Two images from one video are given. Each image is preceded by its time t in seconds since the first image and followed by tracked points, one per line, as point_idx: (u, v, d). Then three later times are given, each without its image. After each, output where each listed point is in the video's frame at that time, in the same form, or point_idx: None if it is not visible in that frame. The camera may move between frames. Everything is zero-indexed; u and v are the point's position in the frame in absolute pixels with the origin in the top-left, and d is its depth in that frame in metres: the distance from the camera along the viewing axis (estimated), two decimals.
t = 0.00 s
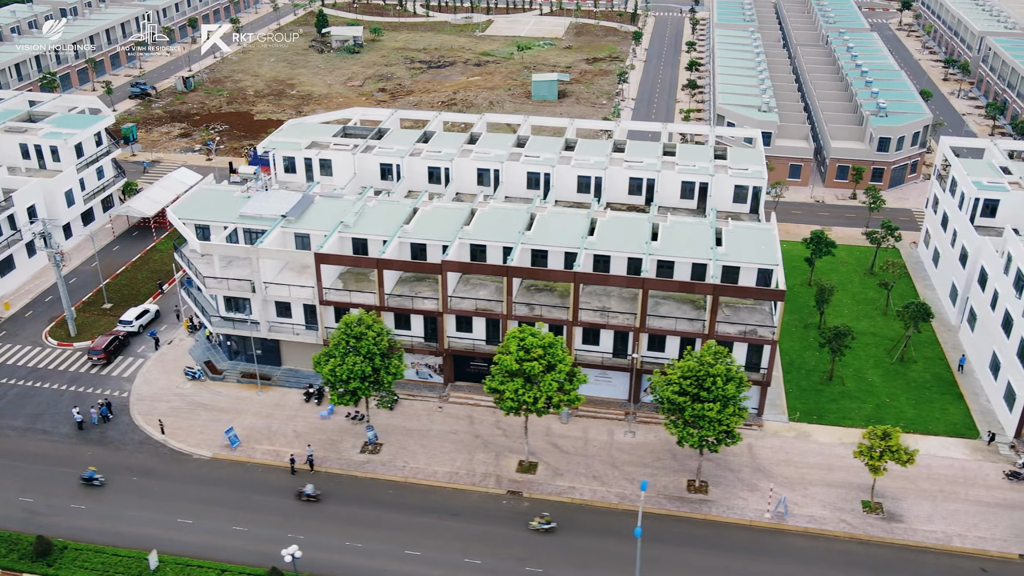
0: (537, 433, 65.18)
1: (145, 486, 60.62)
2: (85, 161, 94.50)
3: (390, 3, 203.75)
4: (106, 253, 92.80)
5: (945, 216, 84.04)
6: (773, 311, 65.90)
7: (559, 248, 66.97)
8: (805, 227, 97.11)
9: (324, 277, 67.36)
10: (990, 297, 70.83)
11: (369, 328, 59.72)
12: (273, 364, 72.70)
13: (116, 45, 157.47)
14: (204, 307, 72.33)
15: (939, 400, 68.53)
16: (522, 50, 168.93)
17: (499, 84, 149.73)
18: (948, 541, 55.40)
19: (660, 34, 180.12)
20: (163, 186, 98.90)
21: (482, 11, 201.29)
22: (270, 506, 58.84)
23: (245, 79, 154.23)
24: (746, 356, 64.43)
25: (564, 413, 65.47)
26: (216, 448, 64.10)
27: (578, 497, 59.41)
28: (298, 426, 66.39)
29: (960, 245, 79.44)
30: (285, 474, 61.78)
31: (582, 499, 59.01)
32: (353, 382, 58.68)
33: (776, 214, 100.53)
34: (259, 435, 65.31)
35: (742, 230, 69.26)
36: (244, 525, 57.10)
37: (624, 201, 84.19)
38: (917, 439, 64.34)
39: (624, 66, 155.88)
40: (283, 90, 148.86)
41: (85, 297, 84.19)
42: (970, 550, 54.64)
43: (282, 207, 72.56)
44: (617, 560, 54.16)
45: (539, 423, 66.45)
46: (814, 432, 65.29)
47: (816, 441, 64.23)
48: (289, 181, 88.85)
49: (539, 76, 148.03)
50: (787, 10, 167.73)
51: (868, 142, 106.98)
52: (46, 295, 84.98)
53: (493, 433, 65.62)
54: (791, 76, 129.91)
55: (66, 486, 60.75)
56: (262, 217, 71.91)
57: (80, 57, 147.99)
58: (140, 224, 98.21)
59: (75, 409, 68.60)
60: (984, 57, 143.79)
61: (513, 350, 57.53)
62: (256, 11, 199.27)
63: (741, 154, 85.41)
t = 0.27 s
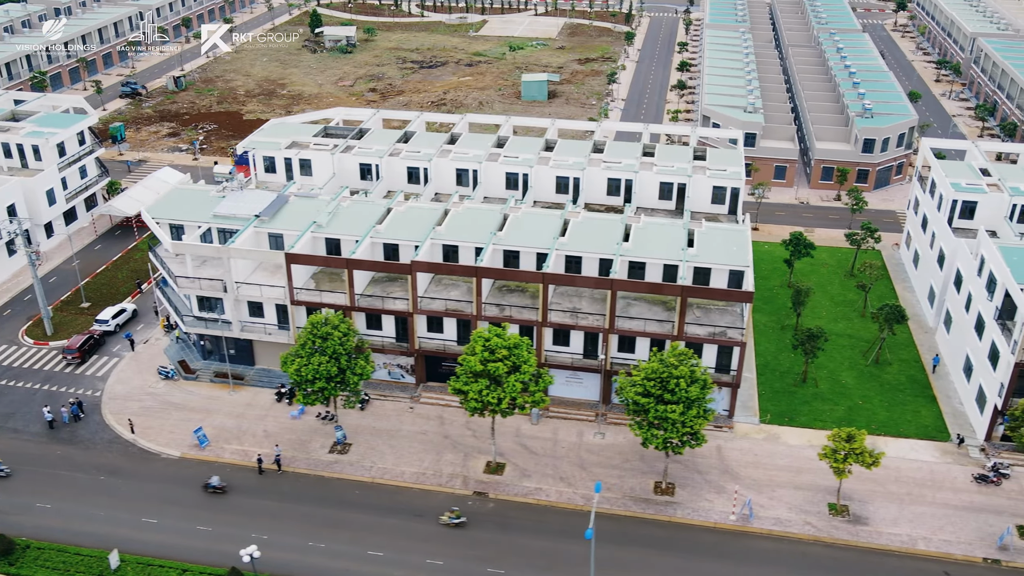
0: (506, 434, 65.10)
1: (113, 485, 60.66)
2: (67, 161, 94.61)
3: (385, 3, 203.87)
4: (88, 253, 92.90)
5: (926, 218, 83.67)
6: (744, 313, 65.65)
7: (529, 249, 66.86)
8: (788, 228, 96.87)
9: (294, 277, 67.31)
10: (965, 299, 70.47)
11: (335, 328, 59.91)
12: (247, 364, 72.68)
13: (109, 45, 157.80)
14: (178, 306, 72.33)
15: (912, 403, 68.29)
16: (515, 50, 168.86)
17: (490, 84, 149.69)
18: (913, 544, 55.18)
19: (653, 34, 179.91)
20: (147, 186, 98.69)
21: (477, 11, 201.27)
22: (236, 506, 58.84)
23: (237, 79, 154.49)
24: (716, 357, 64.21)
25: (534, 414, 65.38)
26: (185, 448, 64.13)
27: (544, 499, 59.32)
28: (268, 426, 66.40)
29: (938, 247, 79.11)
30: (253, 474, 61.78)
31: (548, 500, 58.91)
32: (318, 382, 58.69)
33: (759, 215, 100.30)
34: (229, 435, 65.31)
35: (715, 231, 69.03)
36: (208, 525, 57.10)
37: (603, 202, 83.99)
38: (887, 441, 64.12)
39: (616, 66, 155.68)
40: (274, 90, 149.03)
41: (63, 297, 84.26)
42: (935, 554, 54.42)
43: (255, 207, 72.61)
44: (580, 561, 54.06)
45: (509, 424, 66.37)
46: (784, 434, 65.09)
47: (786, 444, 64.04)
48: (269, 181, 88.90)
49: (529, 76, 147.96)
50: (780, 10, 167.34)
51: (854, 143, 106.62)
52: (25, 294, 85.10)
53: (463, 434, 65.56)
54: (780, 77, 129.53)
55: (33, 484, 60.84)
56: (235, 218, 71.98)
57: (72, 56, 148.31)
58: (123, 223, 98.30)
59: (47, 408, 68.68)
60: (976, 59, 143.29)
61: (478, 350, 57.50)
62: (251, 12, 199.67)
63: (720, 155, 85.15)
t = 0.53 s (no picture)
0: (467, 435, 64.96)
1: (70, 486, 60.53)
2: (40, 161, 94.40)
3: (372, 3, 203.82)
4: (60, 253, 92.75)
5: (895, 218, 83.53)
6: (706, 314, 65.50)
7: (491, 249, 66.71)
8: (762, 228, 96.77)
9: (256, 278, 67.10)
10: (929, 300, 70.34)
11: (292, 329, 60.11)
12: (211, 365, 72.54)
13: (92, 45, 157.66)
14: (143, 307, 72.14)
15: (875, 403, 68.18)
16: (499, 50, 168.79)
17: (473, 84, 149.60)
18: (867, 545, 55.05)
19: (639, 35, 179.78)
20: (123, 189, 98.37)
21: (464, 11, 201.16)
22: (192, 507, 58.72)
23: (220, 79, 154.41)
24: (676, 358, 64.09)
25: (495, 414, 65.24)
26: (145, 448, 64.01)
27: (500, 500, 59.18)
28: (229, 427, 66.26)
29: (906, 248, 78.98)
30: (211, 475, 61.65)
31: (505, 501, 58.74)
32: (274, 383, 58.59)
33: (734, 215, 100.21)
34: (189, 436, 65.18)
35: (678, 232, 68.87)
36: (162, 526, 56.97)
37: (573, 202, 83.81)
38: (848, 442, 64.00)
39: (599, 66, 155.60)
40: (256, 90, 148.92)
41: (32, 297, 84.11)
42: (889, 555, 54.30)
43: (219, 208, 72.47)
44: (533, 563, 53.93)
45: (470, 425, 66.22)
46: (745, 435, 64.95)
47: (747, 445, 63.90)
48: (240, 182, 88.74)
49: (512, 76, 147.90)
50: (765, 10, 167.24)
51: (830, 144, 106.46)
52: None
53: (423, 435, 65.43)
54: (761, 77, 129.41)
55: None
56: (199, 218, 71.85)
57: (54, 56, 148.14)
58: (97, 224, 98.15)
59: (9, 409, 68.54)
60: (958, 59, 143.17)
61: (433, 350, 57.40)
62: (238, 12, 199.62)
63: (690, 156, 85.02)
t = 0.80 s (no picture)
0: (430, 436, 64.84)
1: (31, 487, 60.35)
2: (14, 161, 94.10)
3: (360, 3, 203.69)
4: (34, 253, 92.58)
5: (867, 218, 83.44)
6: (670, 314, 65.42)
7: (455, 249, 66.58)
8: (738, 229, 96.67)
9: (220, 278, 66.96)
10: (897, 300, 70.22)
11: (252, 329, 59.90)
12: (178, 365, 72.43)
13: (76, 45, 157.40)
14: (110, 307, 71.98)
15: (841, 404, 68.09)
16: (485, 50, 168.67)
17: (457, 84, 149.51)
18: (826, 546, 54.91)
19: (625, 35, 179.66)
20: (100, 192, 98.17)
21: (452, 11, 201.02)
22: (152, 508, 58.55)
23: (204, 79, 154.24)
24: (640, 359, 64.01)
25: (459, 415, 65.11)
26: (108, 449, 63.84)
27: (461, 501, 59.05)
28: (193, 427, 66.12)
29: (877, 248, 78.92)
30: (172, 476, 61.50)
31: (465, 502, 58.60)
32: (235, 383, 58.47)
33: (711, 216, 100.11)
34: (153, 437, 65.02)
35: (644, 232, 68.77)
36: (121, 528, 56.80)
37: (545, 202, 83.66)
38: (812, 443, 63.89)
39: (584, 66, 155.54)
40: (240, 90, 148.80)
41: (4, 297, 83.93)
42: (846, 556, 54.17)
43: (186, 208, 72.36)
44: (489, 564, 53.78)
45: (435, 425, 66.09)
46: (709, 436, 64.82)
47: (710, 446, 63.76)
48: (213, 182, 88.59)
49: (496, 76, 147.81)
50: (750, 10, 167.17)
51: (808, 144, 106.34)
52: None
53: (387, 436, 65.31)
54: (743, 77, 129.34)
55: None
56: (166, 218, 71.75)
57: (37, 56, 147.88)
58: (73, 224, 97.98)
59: None
60: (941, 59, 143.12)
61: (392, 350, 57.26)
62: (225, 12, 199.44)
63: (663, 156, 84.90)
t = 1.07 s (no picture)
0: (394, 436, 64.74)
1: None
2: None
3: (348, 3, 203.54)
4: (8, 253, 92.45)
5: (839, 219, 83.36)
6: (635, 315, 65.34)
7: (420, 249, 66.45)
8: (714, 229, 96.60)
9: (183, 278, 66.73)
10: (864, 300, 70.12)
11: (212, 330, 59.80)
12: (145, 366, 72.33)
13: (61, 44, 157.20)
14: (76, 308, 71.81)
15: (807, 405, 68.00)
16: (470, 50, 168.60)
17: (441, 84, 149.44)
18: (784, 547, 54.83)
19: (611, 35, 179.60)
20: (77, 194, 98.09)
21: (440, 11, 200.89)
22: (111, 509, 58.44)
23: (188, 79, 154.12)
24: (604, 359, 63.95)
25: (422, 416, 65.00)
26: (70, 450, 63.72)
27: (421, 502, 58.96)
28: (157, 428, 66.01)
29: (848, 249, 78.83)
30: (134, 476, 61.39)
31: (425, 503, 58.50)
32: (195, 383, 58.39)
33: (688, 216, 100.03)
34: (116, 438, 64.91)
35: (610, 233, 68.68)
36: (79, 529, 56.67)
37: (517, 202, 83.51)
38: (776, 444, 63.79)
39: (568, 66, 155.51)
40: (223, 90, 148.69)
41: None
42: (804, 556, 54.06)
43: (153, 208, 72.23)
44: (446, 565, 53.67)
45: (399, 426, 65.99)
46: (673, 436, 64.73)
47: (674, 446, 63.68)
48: (187, 182, 88.46)
49: (479, 76, 147.77)
50: (736, 11, 167.15)
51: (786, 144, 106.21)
52: None
53: (351, 436, 65.21)
54: (724, 77, 129.28)
55: None
56: (132, 218, 71.63)
57: (20, 56, 147.68)
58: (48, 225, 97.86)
59: None
60: (925, 59, 143.05)
61: (352, 351, 57.17)
62: (213, 12, 199.33)
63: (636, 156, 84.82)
